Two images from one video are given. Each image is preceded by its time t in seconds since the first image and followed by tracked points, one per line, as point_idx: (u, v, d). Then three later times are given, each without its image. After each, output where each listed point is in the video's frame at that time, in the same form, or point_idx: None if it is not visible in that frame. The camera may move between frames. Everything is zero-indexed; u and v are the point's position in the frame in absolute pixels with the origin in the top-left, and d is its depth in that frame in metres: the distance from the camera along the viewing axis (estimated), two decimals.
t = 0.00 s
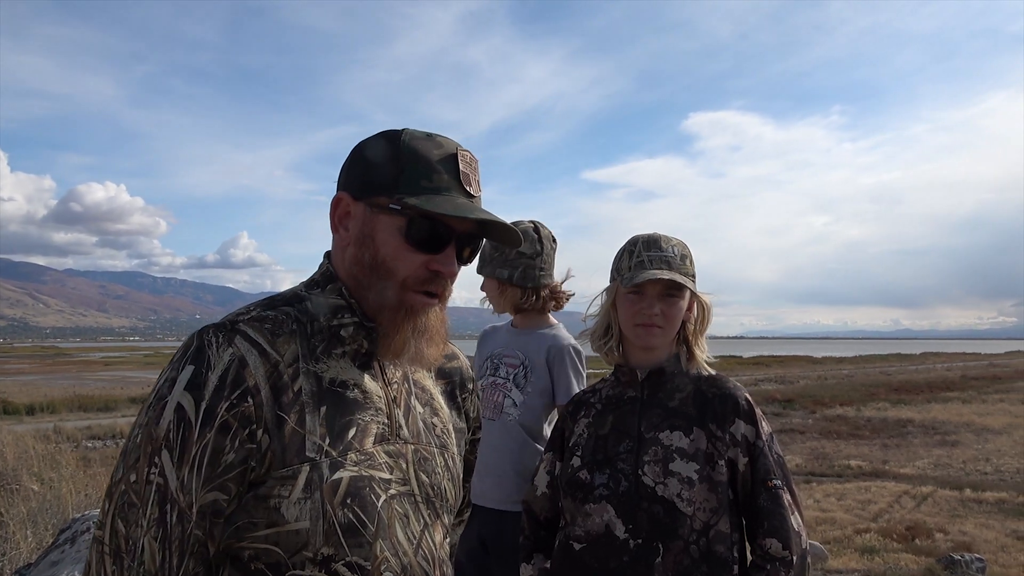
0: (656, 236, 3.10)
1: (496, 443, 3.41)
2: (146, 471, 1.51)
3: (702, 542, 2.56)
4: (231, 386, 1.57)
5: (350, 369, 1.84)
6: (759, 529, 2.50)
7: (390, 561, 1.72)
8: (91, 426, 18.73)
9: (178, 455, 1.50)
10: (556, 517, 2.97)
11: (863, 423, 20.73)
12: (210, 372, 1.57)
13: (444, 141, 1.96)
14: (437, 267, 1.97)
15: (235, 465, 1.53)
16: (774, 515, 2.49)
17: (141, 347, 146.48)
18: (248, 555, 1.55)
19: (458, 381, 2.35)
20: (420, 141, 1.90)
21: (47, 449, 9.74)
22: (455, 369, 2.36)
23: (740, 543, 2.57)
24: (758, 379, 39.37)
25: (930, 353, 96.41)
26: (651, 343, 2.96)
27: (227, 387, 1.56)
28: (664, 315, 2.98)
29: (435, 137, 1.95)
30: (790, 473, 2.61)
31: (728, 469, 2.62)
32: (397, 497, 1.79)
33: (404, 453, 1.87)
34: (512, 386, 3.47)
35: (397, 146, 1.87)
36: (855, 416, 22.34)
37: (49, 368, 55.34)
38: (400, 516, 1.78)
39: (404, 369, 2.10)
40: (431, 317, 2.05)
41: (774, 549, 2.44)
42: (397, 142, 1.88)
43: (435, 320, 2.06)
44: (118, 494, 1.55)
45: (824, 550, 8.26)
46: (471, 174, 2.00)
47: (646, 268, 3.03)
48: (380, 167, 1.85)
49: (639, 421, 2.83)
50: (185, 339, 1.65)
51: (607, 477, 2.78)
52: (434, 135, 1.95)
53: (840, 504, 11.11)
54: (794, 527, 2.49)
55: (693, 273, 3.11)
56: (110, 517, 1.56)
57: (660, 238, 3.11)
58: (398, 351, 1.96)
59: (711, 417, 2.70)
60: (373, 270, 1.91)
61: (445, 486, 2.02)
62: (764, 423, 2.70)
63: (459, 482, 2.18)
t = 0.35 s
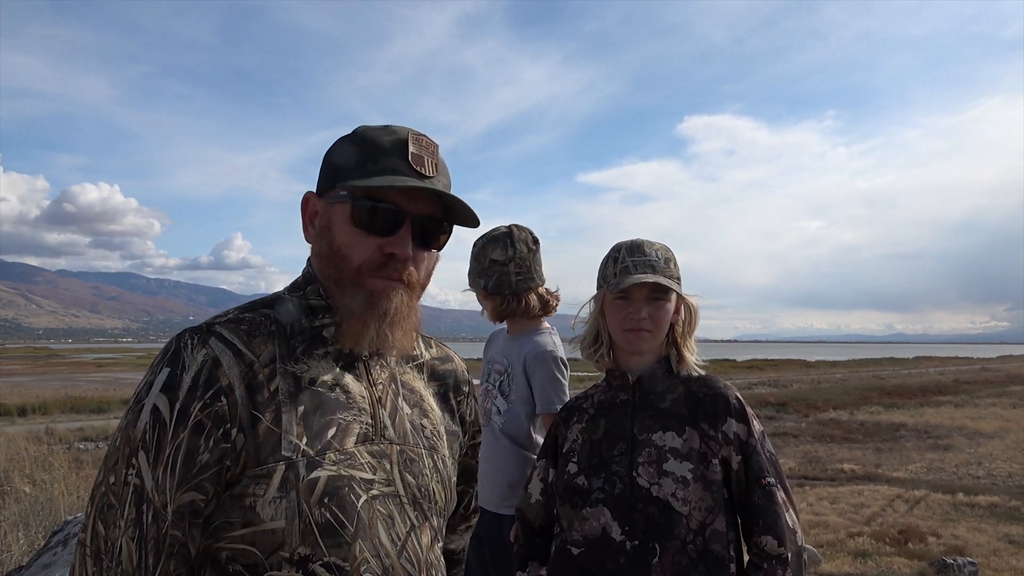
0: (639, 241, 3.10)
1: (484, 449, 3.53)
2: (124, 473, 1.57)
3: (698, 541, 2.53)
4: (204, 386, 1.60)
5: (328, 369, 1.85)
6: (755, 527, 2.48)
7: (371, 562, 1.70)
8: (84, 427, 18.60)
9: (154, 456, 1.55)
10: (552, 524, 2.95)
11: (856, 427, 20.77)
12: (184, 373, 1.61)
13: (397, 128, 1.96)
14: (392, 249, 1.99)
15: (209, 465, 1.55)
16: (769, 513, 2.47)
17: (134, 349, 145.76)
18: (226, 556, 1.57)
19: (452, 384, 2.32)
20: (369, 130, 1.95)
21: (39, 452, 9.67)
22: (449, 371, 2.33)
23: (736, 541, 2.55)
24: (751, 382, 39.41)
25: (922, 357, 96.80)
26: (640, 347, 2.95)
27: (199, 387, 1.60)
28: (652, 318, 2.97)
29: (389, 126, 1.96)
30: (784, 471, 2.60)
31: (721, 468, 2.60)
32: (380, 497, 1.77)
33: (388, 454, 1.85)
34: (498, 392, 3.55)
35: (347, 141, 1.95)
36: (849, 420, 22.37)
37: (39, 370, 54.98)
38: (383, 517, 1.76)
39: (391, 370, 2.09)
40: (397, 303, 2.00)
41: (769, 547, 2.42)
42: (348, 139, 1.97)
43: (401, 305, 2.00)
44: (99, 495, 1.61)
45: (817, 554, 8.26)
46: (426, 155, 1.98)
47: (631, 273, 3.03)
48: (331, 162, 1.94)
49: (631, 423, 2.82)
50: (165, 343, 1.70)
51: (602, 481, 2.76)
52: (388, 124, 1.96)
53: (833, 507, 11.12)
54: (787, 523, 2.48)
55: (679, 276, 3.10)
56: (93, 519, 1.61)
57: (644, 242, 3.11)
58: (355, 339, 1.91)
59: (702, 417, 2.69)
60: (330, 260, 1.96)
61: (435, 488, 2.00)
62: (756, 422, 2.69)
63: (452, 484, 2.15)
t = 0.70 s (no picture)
0: (623, 244, 3.10)
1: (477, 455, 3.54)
2: (108, 473, 1.61)
3: (691, 542, 2.53)
4: (182, 386, 1.63)
5: (311, 368, 1.86)
6: (748, 528, 2.48)
7: (354, 563, 1.69)
8: (79, 429, 18.50)
9: (134, 456, 1.58)
10: (548, 528, 2.94)
11: (852, 429, 20.78)
12: (164, 374, 1.64)
13: (358, 121, 1.99)
14: (357, 237, 1.98)
15: (189, 465, 1.57)
16: (762, 513, 2.46)
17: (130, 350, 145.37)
18: (208, 557, 1.57)
19: (450, 385, 2.30)
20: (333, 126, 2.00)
21: (35, 453, 9.64)
22: (447, 372, 2.32)
23: (729, 543, 2.54)
24: (748, 385, 39.41)
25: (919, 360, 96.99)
26: (629, 348, 2.95)
27: (178, 387, 1.62)
28: (641, 319, 2.97)
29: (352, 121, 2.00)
30: (778, 472, 2.59)
31: (714, 469, 2.60)
32: (366, 497, 1.76)
33: (376, 454, 1.84)
34: (486, 398, 3.57)
35: (308, 144, 2.01)
36: (845, 422, 22.38)
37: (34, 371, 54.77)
38: (369, 517, 1.76)
39: (382, 370, 2.09)
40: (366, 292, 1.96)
41: (762, 548, 2.42)
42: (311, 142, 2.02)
43: (371, 294, 1.96)
44: (85, 496, 1.65)
45: (814, 556, 8.25)
46: (387, 141, 1.98)
47: (616, 276, 3.03)
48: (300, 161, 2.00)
49: (625, 425, 2.82)
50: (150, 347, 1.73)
51: (596, 483, 2.76)
52: (351, 119, 2.00)
53: (830, 510, 11.11)
54: (780, 524, 2.46)
55: (667, 275, 3.09)
56: (80, 521, 1.64)
57: (629, 245, 3.11)
58: (325, 328, 1.89)
59: (695, 418, 2.69)
60: (302, 257, 1.99)
61: (428, 489, 1.98)
62: (750, 423, 2.69)
63: (449, 486, 2.13)
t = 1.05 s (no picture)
0: (618, 248, 3.09)
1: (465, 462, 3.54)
2: (103, 479, 1.59)
3: (687, 545, 2.52)
4: (179, 391, 1.62)
5: (307, 371, 1.85)
6: (743, 531, 2.47)
7: (351, 568, 1.69)
8: (78, 431, 18.46)
9: (131, 462, 1.57)
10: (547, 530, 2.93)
11: (852, 430, 20.77)
12: (161, 379, 1.64)
13: (354, 123, 1.98)
14: (355, 241, 1.98)
15: (186, 470, 1.57)
16: (759, 517, 2.45)
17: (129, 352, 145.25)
18: (204, 562, 1.57)
19: (447, 387, 2.30)
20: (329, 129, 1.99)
21: (34, 455, 9.62)
22: (444, 374, 2.31)
23: (726, 546, 2.53)
24: (748, 386, 39.38)
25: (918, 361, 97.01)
26: (625, 352, 2.94)
27: (174, 393, 1.62)
28: (636, 323, 2.96)
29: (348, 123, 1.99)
30: (775, 475, 2.57)
31: (711, 472, 2.59)
32: (361, 502, 1.75)
33: (372, 458, 1.84)
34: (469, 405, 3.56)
35: (304, 146, 2.00)
36: (845, 424, 22.37)
37: (33, 374, 54.68)
38: (365, 522, 1.75)
39: (379, 374, 2.08)
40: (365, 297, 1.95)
41: (757, 551, 2.41)
42: (307, 144, 2.01)
43: (370, 299, 1.95)
44: (81, 502, 1.63)
45: (814, 557, 8.23)
46: (383, 145, 1.97)
47: (611, 280, 3.02)
48: (297, 164, 1.99)
49: (622, 428, 2.81)
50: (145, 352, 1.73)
51: (593, 486, 2.75)
52: (347, 121, 1.99)
53: (830, 511, 11.10)
54: (777, 528, 2.45)
55: (663, 279, 3.08)
56: (76, 526, 1.63)
57: (624, 248, 3.10)
58: (326, 331, 1.89)
59: (693, 421, 2.68)
60: (299, 261, 1.98)
61: (424, 492, 1.97)
62: (747, 426, 2.67)
63: (446, 489, 2.12)
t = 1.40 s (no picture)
0: (618, 249, 3.09)
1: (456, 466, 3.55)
2: (102, 485, 1.58)
3: (684, 547, 2.52)
4: (180, 396, 1.61)
5: (308, 376, 1.85)
6: (742, 533, 2.47)
7: (351, 571, 1.69)
8: (79, 434, 18.46)
9: (131, 468, 1.56)
10: (544, 532, 2.93)
11: (852, 431, 20.77)
12: (161, 384, 1.62)
13: (353, 127, 1.99)
14: (363, 247, 1.99)
15: (188, 476, 1.57)
16: (757, 520, 2.45)
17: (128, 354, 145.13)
18: (204, 567, 1.57)
19: (440, 389, 2.31)
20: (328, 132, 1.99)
21: (33, 458, 9.62)
22: (436, 376, 2.32)
23: (723, 549, 2.53)
24: (748, 387, 39.36)
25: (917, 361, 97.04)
26: (624, 353, 2.94)
27: (176, 398, 1.61)
28: (635, 324, 2.96)
29: (346, 126, 2.00)
30: (773, 477, 2.58)
31: (709, 474, 2.60)
32: (361, 505, 1.76)
33: (370, 461, 1.84)
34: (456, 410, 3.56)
35: (301, 149, 1.98)
36: (845, 425, 22.36)
37: (33, 377, 54.68)
38: (365, 525, 1.75)
39: (376, 376, 2.08)
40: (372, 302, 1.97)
41: (755, 554, 2.41)
42: (305, 146, 1.99)
43: (378, 305, 1.97)
44: (78, 509, 1.62)
45: (814, 558, 8.23)
46: (386, 149, 2.00)
47: (610, 282, 3.03)
48: (296, 167, 1.97)
49: (620, 429, 2.82)
50: (143, 354, 1.71)
51: (591, 487, 2.76)
52: (345, 123, 1.99)
53: (829, 512, 11.10)
54: (775, 530, 2.45)
55: (662, 280, 3.09)
56: (73, 532, 1.62)
57: (623, 249, 3.10)
58: (335, 337, 1.92)
59: (691, 423, 2.69)
60: (302, 267, 1.96)
61: (420, 495, 1.98)
62: (745, 428, 2.68)
63: (439, 491, 2.13)
